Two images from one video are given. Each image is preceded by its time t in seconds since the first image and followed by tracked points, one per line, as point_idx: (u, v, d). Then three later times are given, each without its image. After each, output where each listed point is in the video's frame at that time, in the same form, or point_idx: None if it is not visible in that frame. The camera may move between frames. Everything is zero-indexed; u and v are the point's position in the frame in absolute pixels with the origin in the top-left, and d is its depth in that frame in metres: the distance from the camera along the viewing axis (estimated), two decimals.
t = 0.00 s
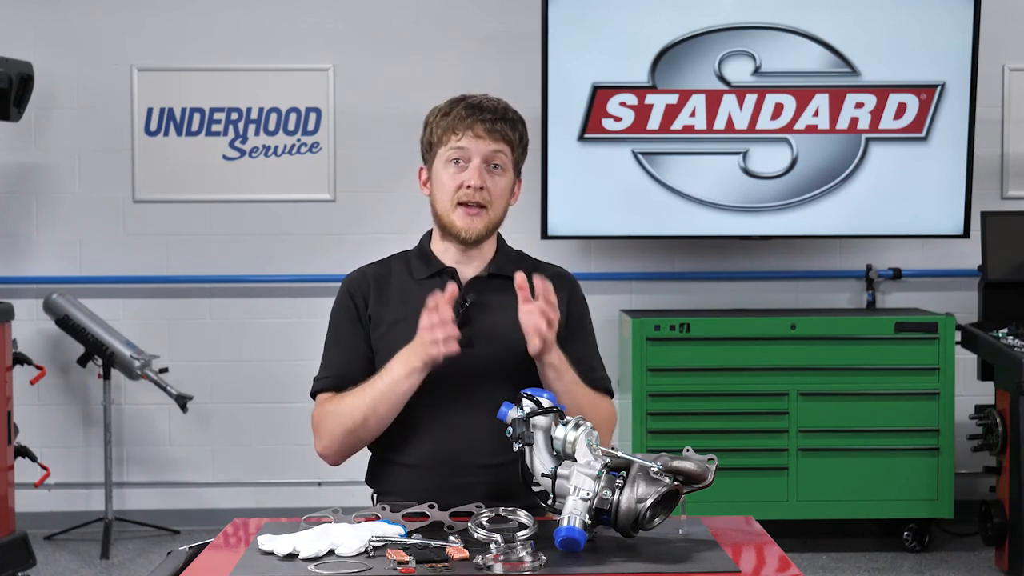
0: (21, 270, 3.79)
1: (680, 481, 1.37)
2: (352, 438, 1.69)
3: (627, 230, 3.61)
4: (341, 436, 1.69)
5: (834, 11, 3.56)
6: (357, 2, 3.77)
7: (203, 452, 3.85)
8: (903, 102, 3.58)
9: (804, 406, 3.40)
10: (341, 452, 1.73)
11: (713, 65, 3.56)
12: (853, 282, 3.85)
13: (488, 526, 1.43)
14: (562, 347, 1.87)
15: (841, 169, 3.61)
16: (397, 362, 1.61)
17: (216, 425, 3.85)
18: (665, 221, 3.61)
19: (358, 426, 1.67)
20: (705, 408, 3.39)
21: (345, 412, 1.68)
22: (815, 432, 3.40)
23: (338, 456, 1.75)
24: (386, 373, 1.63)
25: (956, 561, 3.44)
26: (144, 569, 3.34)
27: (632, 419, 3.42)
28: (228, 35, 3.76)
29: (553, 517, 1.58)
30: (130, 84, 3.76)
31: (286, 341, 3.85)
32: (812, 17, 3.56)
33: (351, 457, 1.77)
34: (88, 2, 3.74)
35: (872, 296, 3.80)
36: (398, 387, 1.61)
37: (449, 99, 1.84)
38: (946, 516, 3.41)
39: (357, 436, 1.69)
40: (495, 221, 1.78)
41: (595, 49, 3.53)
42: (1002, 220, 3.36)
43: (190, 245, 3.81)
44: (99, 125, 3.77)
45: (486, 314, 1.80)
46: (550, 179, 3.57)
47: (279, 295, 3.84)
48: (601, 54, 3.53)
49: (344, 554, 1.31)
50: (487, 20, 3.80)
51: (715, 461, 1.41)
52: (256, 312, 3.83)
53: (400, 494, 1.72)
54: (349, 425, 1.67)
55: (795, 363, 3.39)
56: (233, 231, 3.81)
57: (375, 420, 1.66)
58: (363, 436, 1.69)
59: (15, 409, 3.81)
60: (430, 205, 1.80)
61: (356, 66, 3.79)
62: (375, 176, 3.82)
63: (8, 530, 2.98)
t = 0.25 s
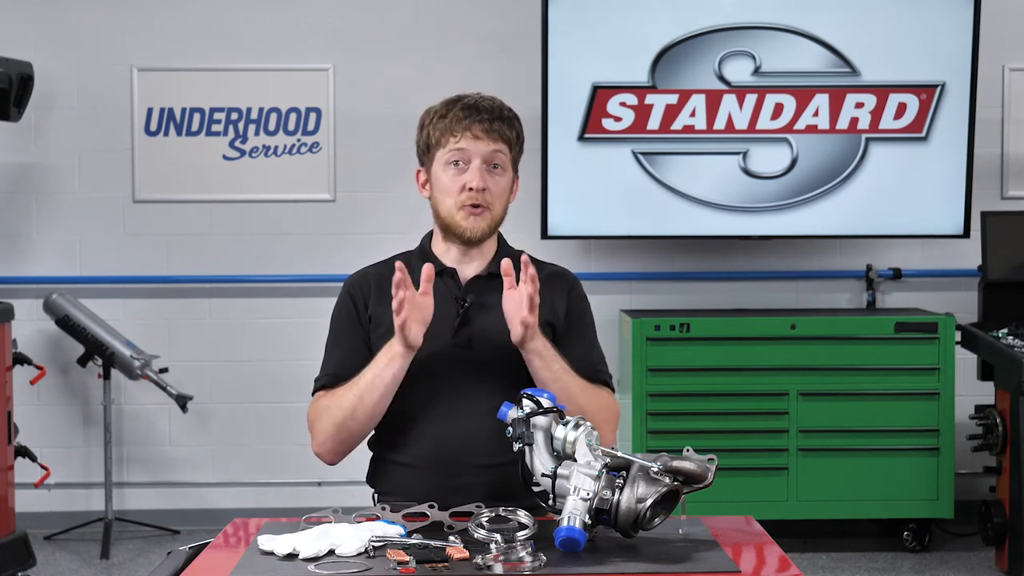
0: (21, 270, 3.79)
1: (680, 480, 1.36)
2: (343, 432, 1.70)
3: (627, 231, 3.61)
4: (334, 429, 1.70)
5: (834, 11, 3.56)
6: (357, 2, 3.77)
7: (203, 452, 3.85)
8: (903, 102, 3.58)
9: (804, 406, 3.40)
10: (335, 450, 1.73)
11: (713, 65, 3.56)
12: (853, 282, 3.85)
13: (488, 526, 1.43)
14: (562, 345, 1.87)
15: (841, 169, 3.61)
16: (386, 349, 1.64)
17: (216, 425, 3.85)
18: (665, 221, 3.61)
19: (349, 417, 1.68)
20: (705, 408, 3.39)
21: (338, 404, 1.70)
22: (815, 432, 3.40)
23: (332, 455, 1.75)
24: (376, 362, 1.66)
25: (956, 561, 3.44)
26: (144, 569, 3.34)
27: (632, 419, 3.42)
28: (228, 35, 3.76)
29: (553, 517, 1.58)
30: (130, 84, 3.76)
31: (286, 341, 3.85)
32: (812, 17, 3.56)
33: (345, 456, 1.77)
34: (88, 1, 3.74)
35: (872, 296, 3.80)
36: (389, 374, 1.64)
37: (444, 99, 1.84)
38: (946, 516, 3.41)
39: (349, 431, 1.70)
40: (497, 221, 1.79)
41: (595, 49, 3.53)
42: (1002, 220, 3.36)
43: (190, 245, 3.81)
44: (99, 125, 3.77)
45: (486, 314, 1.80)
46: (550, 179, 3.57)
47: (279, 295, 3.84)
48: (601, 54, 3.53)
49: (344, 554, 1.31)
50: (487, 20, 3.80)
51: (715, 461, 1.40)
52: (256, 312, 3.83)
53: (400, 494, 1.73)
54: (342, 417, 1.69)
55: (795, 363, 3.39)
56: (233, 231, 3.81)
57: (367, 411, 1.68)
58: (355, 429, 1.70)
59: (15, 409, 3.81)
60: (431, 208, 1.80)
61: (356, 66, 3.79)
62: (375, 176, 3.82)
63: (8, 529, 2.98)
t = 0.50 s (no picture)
0: (21, 270, 3.79)
1: (679, 480, 1.37)
2: (341, 438, 1.72)
3: (627, 231, 3.61)
4: (330, 434, 1.71)
5: (834, 11, 3.56)
6: (357, 2, 3.77)
7: (202, 452, 3.85)
8: (903, 102, 3.58)
9: (803, 406, 3.40)
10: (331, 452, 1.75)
11: (713, 65, 3.56)
12: (853, 282, 3.85)
13: (489, 526, 1.43)
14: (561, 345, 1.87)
15: (841, 169, 3.61)
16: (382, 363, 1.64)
17: (216, 425, 3.85)
18: (665, 221, 3.61)
19: (347, 426, 1.69)
20: (704, 407, 3.39)
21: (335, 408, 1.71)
22: (815, 432, 3.40)
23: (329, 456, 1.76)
24: (371, 373, 1.66)
25: (956, 561, 3.44)
26: (144, 569, 3.34)
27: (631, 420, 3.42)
28: (228, 35, 3.76)
29: (553, 517, 1.58)
30: (130, 84, 3.76)
31: (286, 341, 3.85)
32: (812, 17, 3.56)
33: (342, 458, 1.78)
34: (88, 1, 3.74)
35: (872, 296, 3.80)
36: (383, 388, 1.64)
37: (434, 102, 1.83)
38: (945, 516, 3.41)
39: (347, 437, 1.71)
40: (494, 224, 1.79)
41: (595, 49, 3.53)
42: (1002, 220, 3.36)
43: (190, 245, 3.81)
44: (99, 125, 3.77)
45: (484, 315, 1.80)
46: (550, 179, 3.57)
47: (280, 295, 3.84)
48: (601, 54, 3.53)
49: (344, 554, 1.31)
50: (487, 20, 3.80)
51: (715, 461, 1.41)
52: (256, 312, 3.83)
53: (400, 494, 1.73)
54: (338, 423, 1.70)
55: (795, 363, 3.39)
56: (233, 231, 3.81)
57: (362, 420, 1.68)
58: (350, 435, 1.71)
59: (16, 409, 3.81)
60: (428, 215, 1.80)
61: (356, 66, 3.79)
62: (375, 176, 3.82)
63: (8, 529, 2.98)
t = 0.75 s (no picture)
0: (21, 270, 3.79)
1: (680, 480, 1.37)
2: (337, 443, 1.72)
3: (627, 231, 3.61)
4: (323, 435, 1.72)
5: (834, 11, 3.56)
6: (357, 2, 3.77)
7: (203, 452, 3.85)
8: (903, 102, 3.58)
9: (803, 406, 3.40)
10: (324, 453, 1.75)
11: (713, 65, 3.56)
12: (853, 282, 3.85)
13: (488, 525, 1.43)
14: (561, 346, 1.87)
15: (841, 169, 3.61)
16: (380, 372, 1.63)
17: (216, 424, 3.85)
18: (665, 221, 3.61)
19: (343, 432, 1.69)
20: (704, 408, 3.39)
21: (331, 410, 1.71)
22: (815, 432, 3.40)
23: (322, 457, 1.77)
24: (370, 383, 1.65)
25: (956, 561, 3.44)
26: (144, 569, 3.34)
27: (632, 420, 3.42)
28: (228, 35, 3.76)
29: (553, 517, 1.58)
30: (130, 84, 3.76)
31: (286, 341, 3.85)
32: (812, 17, 3.56)
33: (335, 462, 1.78)
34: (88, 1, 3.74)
35: (872, 296, 3.80)
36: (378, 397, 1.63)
37: (432, 101, 1.83)
38: (945, 516, 3.41)
39: (343, 442, 1.71)
40: (490, 223, 1.78)
41: (595, 49, 3.53)
42: (1002, 220, 3.36)
43: (190, 245, 3.81)
44: (99, 125, 3.77)
45: (483, 316, 1.80)
46: (550, 179, 3.57)
47: (279, 295, 3.84)
48: (601, 54, 3.53)
49: (344, 554, 1.31)
50: (487, 20, 3.80)
51: (715, 461, 1.40)
52: (256, 312, 3.83)
53: (399, 494, 1.73)
54: (332, 425, 1.70)
55: (795, 363, 3.39)
56: (233, 231, 3.81)
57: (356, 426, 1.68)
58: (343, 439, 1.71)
59: (15, 409, 3.81)
60: (425, 214, 1.80)
61: (356, 66, 3.79)
62: (375, 176, 3.82)
63: (8, 529, 2.98)
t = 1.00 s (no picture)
0: (21, 270, 3.79)
1: (680, 480, 1.36)
2: (333, 451, 1.77)
3: (627, 231, 3.61)
4: (320, 440, 1.76)
5: (834, 11, 3.56)
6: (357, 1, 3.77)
7: (203, 452, 3.85)
8: (903, 102, 3.58)
9: (803, 406, 3.40)
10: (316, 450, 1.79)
11: (713, 65, 3.56)
12: (853, 283, 3.86)
13: (488, 525, 1.43)
14: (561, 348, 1.87)
15: (841, 169, 3.61)
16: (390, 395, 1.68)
17: (216, 424, 3.85)
18: (665, 221, 3.61)
19: (341, 447, 1.75)
20: (704, 408, 3.39)
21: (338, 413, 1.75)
22: (815, 432, 3.40)
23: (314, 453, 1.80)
24: (373, 414, 1.68)
25: (956, 561, 3.44)
26: (144, 569, 3.34)
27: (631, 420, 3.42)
28: (228, 35, 3.76)
29: (553, 517, 1.58)
30: (130, 84, 3.76)
31: (287, 341, 3.85)
32: (812, 17, 3.56)
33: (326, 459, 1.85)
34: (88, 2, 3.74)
35: (873, 296, 3.80)
36: (383, 417, 1.67)
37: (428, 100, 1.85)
38: (945, 516, 3.41)
39: (339, 451, 1.77)
40: (486, 214, 1.79)
41: (595, 49, 3.53)
42: (1002, 220, 3.36)
43: (190, 245, 3.81)
44: (99, 125, 3.77)
45: (483, 319, 1.79)
46: (550, 179, 3.57)
47: (279, 295, 3.84)
48: (602, 54, 3.53)
49: (344, 554, 1.31)
50: (487, 20, 3.80)
51: (715, 461, 1.40)
52: (256, 312, 3.83)
53: (398, 495, 1.74)
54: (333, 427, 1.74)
55: (795, 363, 3.39)
56: (233, 231, 3.81)
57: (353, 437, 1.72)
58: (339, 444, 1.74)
59: (15, 409, 3.81)
60: (421, 208, 1.80)
61: (356, 66, 3.79)
62: (375, 176, 3.82)
63: (8, 529, 2.98)
